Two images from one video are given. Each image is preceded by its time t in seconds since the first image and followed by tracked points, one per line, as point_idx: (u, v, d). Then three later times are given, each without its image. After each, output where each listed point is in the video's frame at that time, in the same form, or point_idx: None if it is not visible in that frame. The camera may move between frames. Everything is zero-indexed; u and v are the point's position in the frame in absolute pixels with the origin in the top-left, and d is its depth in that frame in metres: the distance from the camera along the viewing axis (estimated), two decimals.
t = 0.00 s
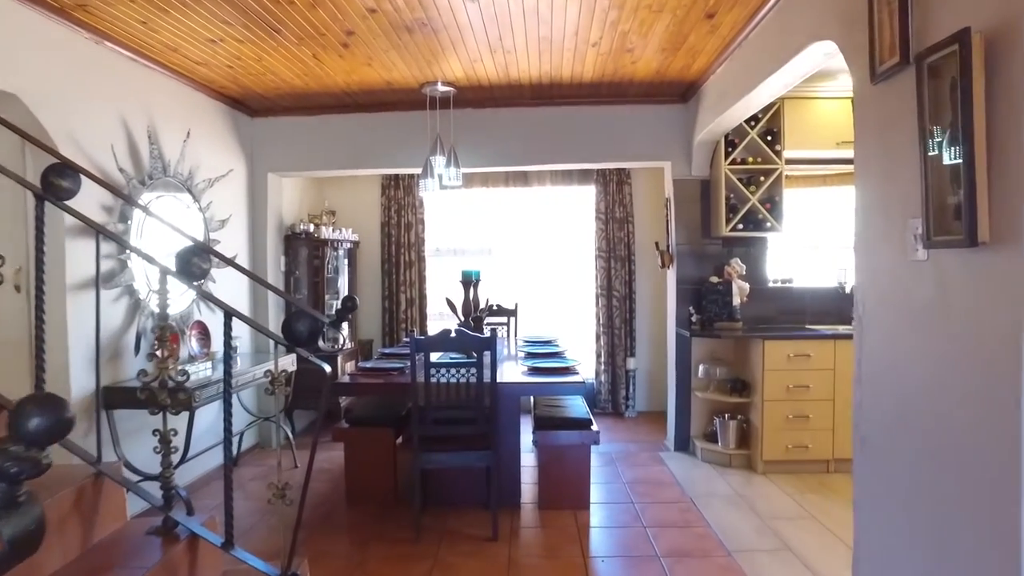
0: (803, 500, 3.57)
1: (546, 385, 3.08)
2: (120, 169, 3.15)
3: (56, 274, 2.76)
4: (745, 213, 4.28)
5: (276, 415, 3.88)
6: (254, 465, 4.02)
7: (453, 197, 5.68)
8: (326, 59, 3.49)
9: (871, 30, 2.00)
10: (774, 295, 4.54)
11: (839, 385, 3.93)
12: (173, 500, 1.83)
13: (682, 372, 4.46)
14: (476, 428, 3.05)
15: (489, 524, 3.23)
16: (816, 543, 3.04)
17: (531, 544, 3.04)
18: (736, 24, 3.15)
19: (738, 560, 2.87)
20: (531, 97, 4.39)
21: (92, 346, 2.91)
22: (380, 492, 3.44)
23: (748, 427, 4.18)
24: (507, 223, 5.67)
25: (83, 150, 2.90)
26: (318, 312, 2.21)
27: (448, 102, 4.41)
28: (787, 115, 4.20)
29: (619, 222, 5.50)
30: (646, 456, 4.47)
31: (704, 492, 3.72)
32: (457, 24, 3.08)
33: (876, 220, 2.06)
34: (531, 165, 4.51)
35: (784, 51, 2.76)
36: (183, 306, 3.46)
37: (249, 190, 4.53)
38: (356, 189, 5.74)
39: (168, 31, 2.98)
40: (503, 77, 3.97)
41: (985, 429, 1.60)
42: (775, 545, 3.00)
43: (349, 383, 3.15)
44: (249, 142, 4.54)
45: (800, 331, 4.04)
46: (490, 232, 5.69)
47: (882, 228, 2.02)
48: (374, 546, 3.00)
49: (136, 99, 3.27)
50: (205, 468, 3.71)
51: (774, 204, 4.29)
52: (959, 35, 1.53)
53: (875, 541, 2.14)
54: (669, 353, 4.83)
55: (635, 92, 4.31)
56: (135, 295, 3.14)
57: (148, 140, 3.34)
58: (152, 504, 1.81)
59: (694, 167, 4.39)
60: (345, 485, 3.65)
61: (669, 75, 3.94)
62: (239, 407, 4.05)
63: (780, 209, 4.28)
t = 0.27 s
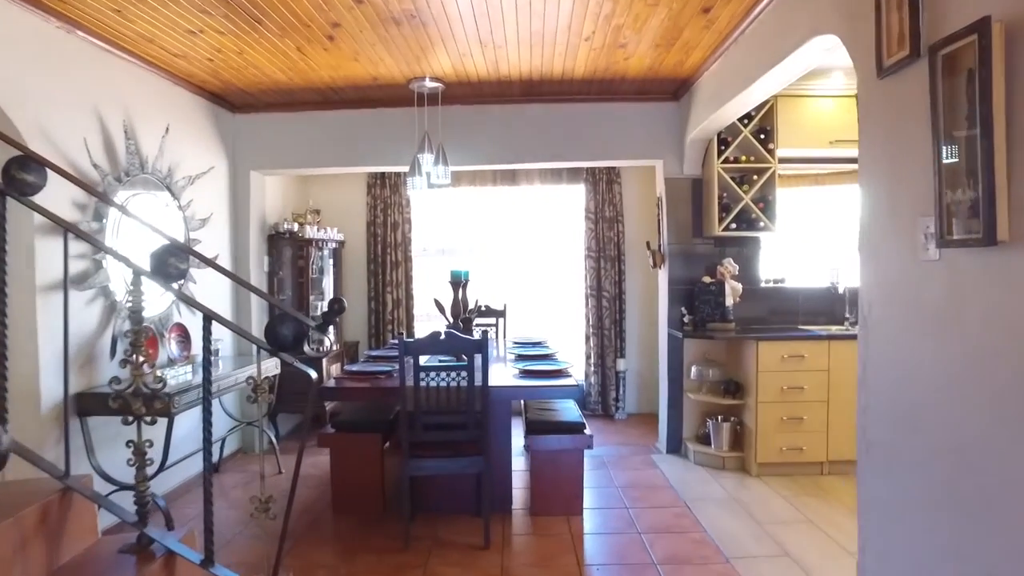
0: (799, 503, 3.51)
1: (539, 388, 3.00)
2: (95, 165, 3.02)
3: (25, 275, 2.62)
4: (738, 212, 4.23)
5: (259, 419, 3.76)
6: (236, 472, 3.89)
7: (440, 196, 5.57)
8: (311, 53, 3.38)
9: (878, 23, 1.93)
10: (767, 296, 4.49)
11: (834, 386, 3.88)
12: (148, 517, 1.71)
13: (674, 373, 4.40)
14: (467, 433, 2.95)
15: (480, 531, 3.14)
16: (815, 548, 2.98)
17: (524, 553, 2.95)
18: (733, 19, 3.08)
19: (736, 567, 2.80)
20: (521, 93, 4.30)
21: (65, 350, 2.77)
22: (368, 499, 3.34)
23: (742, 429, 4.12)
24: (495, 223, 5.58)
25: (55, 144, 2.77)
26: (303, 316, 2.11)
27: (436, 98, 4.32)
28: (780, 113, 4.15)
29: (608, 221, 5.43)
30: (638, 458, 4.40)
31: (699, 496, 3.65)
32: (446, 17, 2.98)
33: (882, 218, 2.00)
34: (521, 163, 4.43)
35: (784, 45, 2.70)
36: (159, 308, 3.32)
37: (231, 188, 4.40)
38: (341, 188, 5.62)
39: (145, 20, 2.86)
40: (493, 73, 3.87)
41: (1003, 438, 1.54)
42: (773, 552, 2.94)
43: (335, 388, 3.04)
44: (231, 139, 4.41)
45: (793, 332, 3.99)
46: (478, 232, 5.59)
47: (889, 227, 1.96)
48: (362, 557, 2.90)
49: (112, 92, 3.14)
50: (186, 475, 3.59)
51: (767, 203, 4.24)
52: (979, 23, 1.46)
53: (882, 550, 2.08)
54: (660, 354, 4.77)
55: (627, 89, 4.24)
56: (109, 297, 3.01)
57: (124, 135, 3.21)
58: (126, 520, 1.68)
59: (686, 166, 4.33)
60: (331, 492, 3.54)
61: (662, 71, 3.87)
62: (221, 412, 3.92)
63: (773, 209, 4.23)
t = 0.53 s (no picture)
0: (794, 505, 3.47)
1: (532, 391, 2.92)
2: (70, 161, 2.90)
3: None
4: (730, 211, 4.18)
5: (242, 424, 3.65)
6: (219, 478, 3.78)
7: (427, 195, 5.48)
8: (296, 46, 3.28)
9: (884, 16, 1.88)
10: (758, 296, 4.46)
11: (827, 386, 3.85)
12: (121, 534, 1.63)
13: (665, 374, 4.34)
14: (458, 438, 2.86)
15: (472, 538, 3.06)
16: (812, 551, 2.94)
17: (517, 559, 2.88)
18: (728, 14, 3.03)
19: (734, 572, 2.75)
20: (510, 90, 4.23)
21: (38, 355, 2.66)
22: (355, 506, 3.24)
23: (735, 430, 4.08)
24: (483, 222, 5.50)
25: (26, 139, 2.65)
26: (289, 318, 2.03)
27: (424, 95, 4.23)
28: (772, 111, 4.11)
29: (598, 221, 5.37)
30: (629, 460, 4.35)
31: (692, 499, 3.60)
32: (436, 10, 2.90)
33: (887, 217, 1.95)
34: (510, 161, 4.35)
35: (781, 41, 2.65)
36: (139, 309, 3.21)
37: (213, 185, 4.28)
38: (326, 186, 5.51)
39: (121, 10, 2.75)
40: (482, 69, 3.79)
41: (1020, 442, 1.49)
42: (770, 555, 2.89)
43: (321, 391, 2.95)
44: (213, 136, 4.30)
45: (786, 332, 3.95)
46: (466, 231, 5.51)
47: (895, 225, 1.91)
48: (350, 565, 2.81)
49: (87, 85, 3.02)
50: (166, 482, 3.48)
51: (759, 202, 4.20)
52: (997, 14, 1.41)
53: (887, 555, 2.03)
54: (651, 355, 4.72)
55: (618, 87, 4.18)
56: (84, 297, 2.90)
57: (100, 130, 3.09)
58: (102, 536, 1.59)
59: (677, 165, 4.29)
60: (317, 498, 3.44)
61: (654, 68, 3.82)
62: (203, 416, 3.81)
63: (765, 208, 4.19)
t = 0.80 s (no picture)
0: (786, 506, 3.45)
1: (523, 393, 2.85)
2: (44, 157, 2.80)
3: None
4: (720, 210, 4.15)
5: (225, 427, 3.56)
6: (202, 483, 3.69)
7: (413, 193, 5.40)
8: (280, 40, 3.19)
9: (884, 11, 1.85)
10: (748, 295, 4.44)
11: (818, 387, 3.83)
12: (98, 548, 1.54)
13: (656, 374, 4.31)
14: (448, 442, 2.79)
15: (462, 543, 2.99)
16: (806, 553, 2.91)
17: (508, 564, 2.82)
18: (721, 10, 3.00)
19: None
20: (499, 87, 4.18)
21: (10, 358, 2.56)
22: (342, 511, 3.17)
23: (726, 430, 4.05)
24: (470, 221, 5.43)
25: None
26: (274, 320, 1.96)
27: (411, 91, 4.16)
28: (763, 110, 4.09)
29: (586, 220, 5.33)
30: (619, 462, 4.30)
31: (684, 500, 3.56)
32: (425, 3, 2.84)
33: (888, 216, 1.92)
34: (499, 159, 4.29)
35: (775, 37, 2.62)
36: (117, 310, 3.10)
37: (195, 183, 4.18)
38: (310, 185, 5.42)
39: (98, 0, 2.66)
40: (471, 65, 3.73)
41: None
42: (765, 558, 2.86)
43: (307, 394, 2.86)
44: (195, 133, 4.20)
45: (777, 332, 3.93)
46: (453, 230, 5.44)
47: (897, 223, 1.88)
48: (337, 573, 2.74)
49: (62, 78, 2.93)
50: (146, 487, 3.38)
51: (750, 201, 4.17)
52: (1006, 7, 1.38)
53: (887, 558, 2.00)
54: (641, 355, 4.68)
55: (608, 84, 4.14)
56: (58, 298, 2.80)
57: (76, 125, 2.99)
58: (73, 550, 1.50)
59: (667, 163, 4.25)
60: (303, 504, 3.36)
61: (645, 67, 3.79)
62: (184, 420, 3.71)
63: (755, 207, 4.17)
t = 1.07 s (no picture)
0: (777, 507, 3.42)
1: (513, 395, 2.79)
2: (15, 152, 2.70)
3: None
4: (710, 209, 4.12)
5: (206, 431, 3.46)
6: (181, 488, 3.59)
7: (398, 192, 5.32)
8: (262, 32, 3.11)
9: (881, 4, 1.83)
10: (737, 295, 4.41)
11: (808, 386, 3.81)
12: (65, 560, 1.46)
13: (645, 374, 4.27)
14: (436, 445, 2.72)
15: (450, 548, 2.93)
16: (798, 555, 2.88)
17: (497, 569, 2.76)
18: (711, 6, 2.97)
19: None
20: (486, 84, 4.12)
21: None
22: (326, 516, 3.09)
23: (715, 431, 4.02)
24: (456, 220, 5.36)
25: None
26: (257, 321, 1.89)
27: (397, 88, 4.09)
28: (751, 108, 4.07)
29: (573, 219, 5.29)
30: (608, 463, 4.26)
31: (675, 502, 3.53)
32: None
33: (886, 213, 1.90)
34: (487, 157, 4.24)
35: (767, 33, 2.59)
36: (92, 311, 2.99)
37: (174, 181, 4.08)
38: (293, 183, 5.32)
39: None
40: (459, 61, 3.67)
41: None
42: (758, 560, 2.82)
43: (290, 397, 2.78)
44: (174, 129, 4.09)
45: (766, 331, 3.91)
46: (439, 229, 5.36)
47: (895, 221, 1.86)
48: None
49: (33, 70, 2.82)
50: (122, 493, 3.28)
51: (739, 200, 4.13)
52: None
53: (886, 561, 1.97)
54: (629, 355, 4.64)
55: (596, 82, 4.10)
56: (29, 298, 2.70)
57: (48, 119, 2.89)
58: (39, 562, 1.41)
59: (656, 162, 4.22)
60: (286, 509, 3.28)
61: (634, 64, 3.75)
62: (163, 423, 3.61)
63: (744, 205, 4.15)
